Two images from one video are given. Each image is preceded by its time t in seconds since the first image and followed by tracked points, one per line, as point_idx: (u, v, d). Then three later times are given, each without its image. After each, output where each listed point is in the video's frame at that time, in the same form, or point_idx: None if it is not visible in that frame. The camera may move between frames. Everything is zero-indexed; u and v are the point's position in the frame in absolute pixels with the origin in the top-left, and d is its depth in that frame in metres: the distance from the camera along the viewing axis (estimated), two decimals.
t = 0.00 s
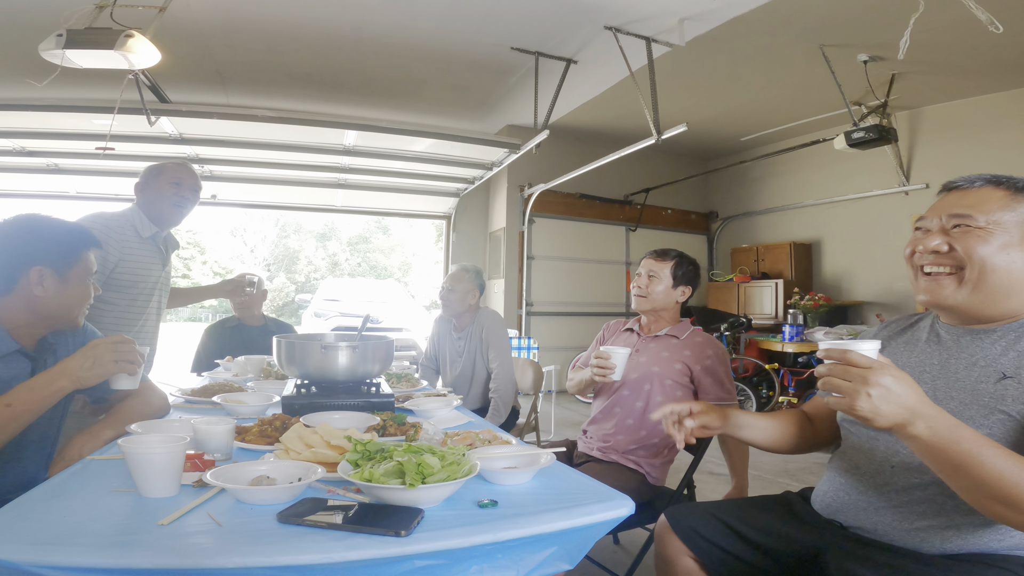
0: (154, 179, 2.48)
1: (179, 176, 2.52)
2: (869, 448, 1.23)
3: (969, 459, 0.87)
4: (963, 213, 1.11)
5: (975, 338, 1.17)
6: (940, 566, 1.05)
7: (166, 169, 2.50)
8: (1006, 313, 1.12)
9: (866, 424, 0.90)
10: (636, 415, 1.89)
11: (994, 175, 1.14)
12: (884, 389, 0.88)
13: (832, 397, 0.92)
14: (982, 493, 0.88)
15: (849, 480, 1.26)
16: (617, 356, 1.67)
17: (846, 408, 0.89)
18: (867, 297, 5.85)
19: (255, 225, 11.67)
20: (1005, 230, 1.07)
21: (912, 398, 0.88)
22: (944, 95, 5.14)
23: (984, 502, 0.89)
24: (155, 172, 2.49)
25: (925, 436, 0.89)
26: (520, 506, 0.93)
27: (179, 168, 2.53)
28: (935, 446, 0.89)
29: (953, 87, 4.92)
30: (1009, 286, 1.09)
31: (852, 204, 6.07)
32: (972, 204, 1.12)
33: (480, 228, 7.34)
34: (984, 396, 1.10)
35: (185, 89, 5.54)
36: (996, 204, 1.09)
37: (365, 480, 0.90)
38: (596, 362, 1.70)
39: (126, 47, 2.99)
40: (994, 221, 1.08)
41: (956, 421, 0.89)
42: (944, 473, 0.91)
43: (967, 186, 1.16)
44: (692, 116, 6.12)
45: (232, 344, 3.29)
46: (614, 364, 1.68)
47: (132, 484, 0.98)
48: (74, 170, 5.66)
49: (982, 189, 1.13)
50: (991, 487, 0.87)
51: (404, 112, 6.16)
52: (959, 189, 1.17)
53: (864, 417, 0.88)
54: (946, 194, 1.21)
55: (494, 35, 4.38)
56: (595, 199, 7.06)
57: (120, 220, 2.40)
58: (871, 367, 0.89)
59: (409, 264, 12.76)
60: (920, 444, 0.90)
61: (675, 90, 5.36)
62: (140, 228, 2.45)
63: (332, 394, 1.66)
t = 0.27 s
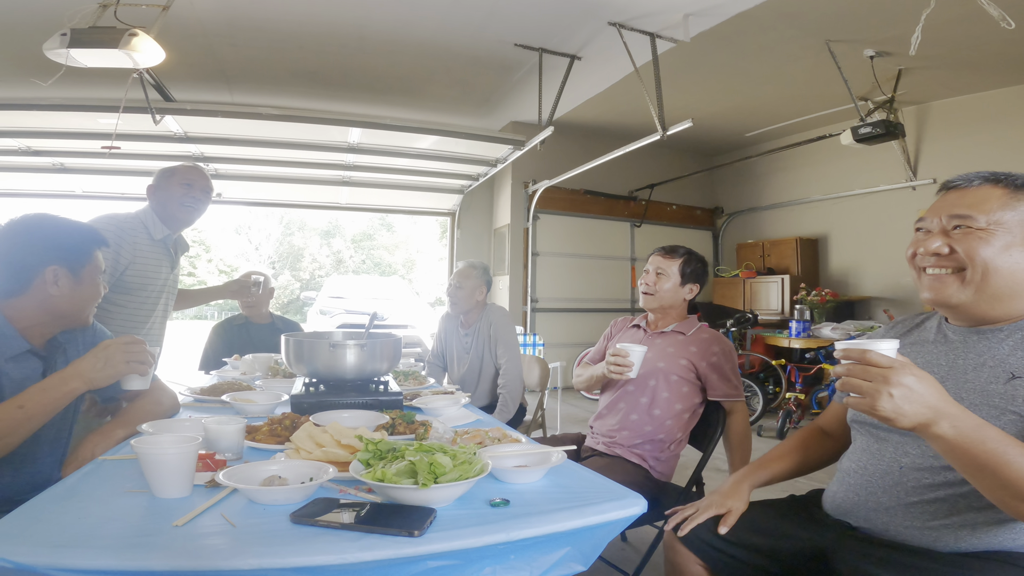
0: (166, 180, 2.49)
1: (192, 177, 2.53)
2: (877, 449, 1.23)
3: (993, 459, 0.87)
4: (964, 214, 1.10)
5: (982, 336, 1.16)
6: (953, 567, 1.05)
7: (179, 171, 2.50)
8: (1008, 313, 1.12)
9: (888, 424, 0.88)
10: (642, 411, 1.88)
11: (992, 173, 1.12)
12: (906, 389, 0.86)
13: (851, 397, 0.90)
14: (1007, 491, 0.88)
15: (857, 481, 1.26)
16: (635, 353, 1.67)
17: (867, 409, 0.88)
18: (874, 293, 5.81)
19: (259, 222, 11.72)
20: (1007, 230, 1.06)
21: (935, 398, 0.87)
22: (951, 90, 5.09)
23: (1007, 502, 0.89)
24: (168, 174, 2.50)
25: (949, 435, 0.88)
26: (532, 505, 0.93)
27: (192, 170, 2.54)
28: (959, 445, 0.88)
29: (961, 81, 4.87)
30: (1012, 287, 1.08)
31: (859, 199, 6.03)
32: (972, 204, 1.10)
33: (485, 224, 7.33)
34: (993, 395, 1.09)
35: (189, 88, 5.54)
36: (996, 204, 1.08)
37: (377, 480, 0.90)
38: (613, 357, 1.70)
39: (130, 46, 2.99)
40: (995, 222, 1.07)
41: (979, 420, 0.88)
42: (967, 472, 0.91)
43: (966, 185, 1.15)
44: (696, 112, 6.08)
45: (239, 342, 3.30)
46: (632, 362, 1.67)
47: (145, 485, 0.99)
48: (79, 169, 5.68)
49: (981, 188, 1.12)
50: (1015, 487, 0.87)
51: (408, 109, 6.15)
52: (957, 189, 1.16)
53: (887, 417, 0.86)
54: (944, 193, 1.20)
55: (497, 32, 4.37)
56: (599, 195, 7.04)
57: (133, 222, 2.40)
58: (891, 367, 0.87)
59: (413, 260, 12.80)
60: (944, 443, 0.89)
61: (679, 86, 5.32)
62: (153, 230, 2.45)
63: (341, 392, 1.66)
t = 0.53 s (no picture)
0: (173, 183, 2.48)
1: (199, 179, 2.52)
2: (869, 448, 1.23)
3: (988, 456, 0.87)
4: (953, 210, 1.09)
5: (974, 332, 1.15)
6: (956, 565, 1.04)
7: (187, 171, 2.49)
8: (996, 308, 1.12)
9: (883, 420, 0.88)
10: (642, 405, 1.88)
11: (980, 168, 1.12)
12: (902, 385, 0.86)
13: (846, 393, 0.90)
14: (1003, 488, 0.88)
15: (850, 479, 1.26)
16: (640, 351, 1.66)
17: (862, 404, 0.87)
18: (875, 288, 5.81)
19: (259, 218, 11.72)
20: (995, 226, 1.05)
21: (931, 394, 0.86)
22: (954, 85, 5.06)
23: (1001, 499, 0.89)
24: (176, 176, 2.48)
25: (945, 432, 0.88)
26: (538, 500, 0.92)
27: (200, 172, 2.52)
28: (954, 441, 0.88)
29: (963, 77, 4.85)
30: (1000, 284, 1.07)
31: (860, 194, 6.01)
32: (960, 200, 1.10)
33: (485, 219, 7.31)
34: (985, 392, 1.09)
35: (189, 83, 5.51)
36: (984, 200, 1.07)
37: (382, 475, 0.89)
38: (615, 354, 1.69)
39: (130, 41, 2.97)
40: (983, 219, 1.06)
41: (974, 417, 0.88)
42: (963, 469, 0.90)
43: (954, 182, 1.14)
44: (697, 107, 6.06)
45: (240, 337, 3.30)
46: (636, 361, 1.66)
47: (149, 481, 0.98)
48: (79, 165, 5.66)
49: (969, 184, 1.11)
50: (1011, 483, 0.87)
51: (408, 104, 6.12)
52: (945, 185, 1.15)
53: (882, 413, 0.86)
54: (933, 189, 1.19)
55: (498, 27, 4.34)
56: (600, 189, 7.02)
57: (138, 223, 2.39)
58: (888, 363, 0.86)
59: (413, 256, 12.81)
60: (940, 440, 0.88)
61: (681, 81, 5.30)
62: (156, 231, 2.44)
63: (344, 386, 1.65)
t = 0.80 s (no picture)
0: (165, 197, 2.44)
1: (193, 194, 2.50)
2: (853, 440, 1.24)
3: (963, 458, 0.87)
4: (932, 197, 1.10)
5: (954, 324, 1.16)
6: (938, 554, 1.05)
7: (181, 185, 2.45)
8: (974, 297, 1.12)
9: (860, 423, 0.88)
10: (632, 401, 1.88)
11: (961, 158, 1.12)
12: (878, 388, 0.86)
13: (824, 395, 0.90)
14: (980, 493, 0.87)
15: (834, 471, 1.26)
16: (622, 347, 1.64)
17: (839, 408, 0.87)
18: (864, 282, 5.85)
19: (250, 214, 11.63)
20: (973, 213, 1.05)
21: (906, 396, 0.87)
22: (942, 82, 5.09)
23: (980, 502, 0.88)
24: (168, 190, 2.44)
25: (921, 434, 0.88)
26: (527, 495, 0.92)
27: (195, 185, 2.50)
28: (930, 444, 0.88)
29: (951, 73, 4.88)
30: (977, 272, 1.08)
31: (850, 189, 6.05)
32: (941, 188, 1.10)
33: (477, 215, 7.29)
34: (964, 385, 1.10)
35: (177, 78, 5.44)
36: (963, 188, 1.08)
37: (369, 471, 0.88)
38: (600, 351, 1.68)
39: (115, 37, 2.92)
40: (961, 205, 1.06)
41: (951, 419, 0.88)
42: (940, 473, 0.90)
43: (936, 171, 1.15)
44: (689, 103, 6.06)
45: (230, 334, 3.26)
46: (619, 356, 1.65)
47: (133, 478, 0.97)
48: (64, 161, 5.57)
49: (950, 173, 1.12)
50: (989, 488, 0.86)
51: (399, 99, 6.07)
52: (927, 175, 1.16)
53: (859, 416, 0.86)
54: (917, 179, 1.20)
55: (489, 22, 4.31)
56: (592, 185, 7.01)
57: (130, 240, 2.34)
58: (864, 366, 0.86)
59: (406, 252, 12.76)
60: (916, 442, 0.88)
61: (672, 76, 5.29)
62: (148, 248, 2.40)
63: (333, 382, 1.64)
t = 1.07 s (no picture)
0: (156, 217, 2.40)
1: (184, 217, 2.47)
2: (843, 427, 1.25)
3: (956, 453, 0.88)
4: (974, 176, 1.14)
5: (958, 307, 1.18)
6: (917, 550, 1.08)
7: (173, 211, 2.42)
8: (982, 277, 1.15)
9: (854, 419, 0.91)
10: (623, 402, 1.89)
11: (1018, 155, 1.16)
12: (869, 384, 0.89)
13: (816, 392, 0.93)
14: (974, 487, 0.89)
15: (824, 461, 1.27)
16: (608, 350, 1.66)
17: (832, 404, 0.90)
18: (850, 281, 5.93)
19: (238, 214, 11.62)
20: (1006, 194, 1.09)
21: (899, 392, 0.89)
22: (925, 82, 5.17)
23: (976, 496, 0.89)
24: (162, 211, 2.41)
25: (913, 430, 0.90)
26: (512, 493, 0.93)
27: (189, 214, 2.48)
28: (922, 439, 0.90)
29: (934, 74, 4.96)
30: (991, 251, 1.11)
31: (836, 188, 6.12)
32: (987, 171, 1.14)
33: (468, 214, 7.28)
34: (964, 369, 1.11)
35: (163, 77, 5.38)
36: (1004, 173, 1.12)
37: (354, 469, 0.89)
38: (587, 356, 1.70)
39: (100, 37, 2.88)
40: (997, 185, 1.11)
41: (943, 414, 0.90)
42: (935, 468, 0.92)
43: (990, 163, 1.18)
44: (677, 102, 6.10)
45: (217, 334, 3.24)
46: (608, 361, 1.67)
47: (118, 478, 0.96)
48: (47, 160, 5.49)
49: (1002, 164, 1.15)
50: (984, 482, 0.87)
51: (389, 98, 6.06)
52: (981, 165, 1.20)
53: (851, 414, 0.89)
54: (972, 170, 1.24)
55: (478, 21, 4.31)
56: (582, 184, 7.03)
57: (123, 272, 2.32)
58: (855, 363, 0.89)
59: (397, 251, 12.76)
60: (908, 437, 0.91)
61: (661, 76, 5.32)
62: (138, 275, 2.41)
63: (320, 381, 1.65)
